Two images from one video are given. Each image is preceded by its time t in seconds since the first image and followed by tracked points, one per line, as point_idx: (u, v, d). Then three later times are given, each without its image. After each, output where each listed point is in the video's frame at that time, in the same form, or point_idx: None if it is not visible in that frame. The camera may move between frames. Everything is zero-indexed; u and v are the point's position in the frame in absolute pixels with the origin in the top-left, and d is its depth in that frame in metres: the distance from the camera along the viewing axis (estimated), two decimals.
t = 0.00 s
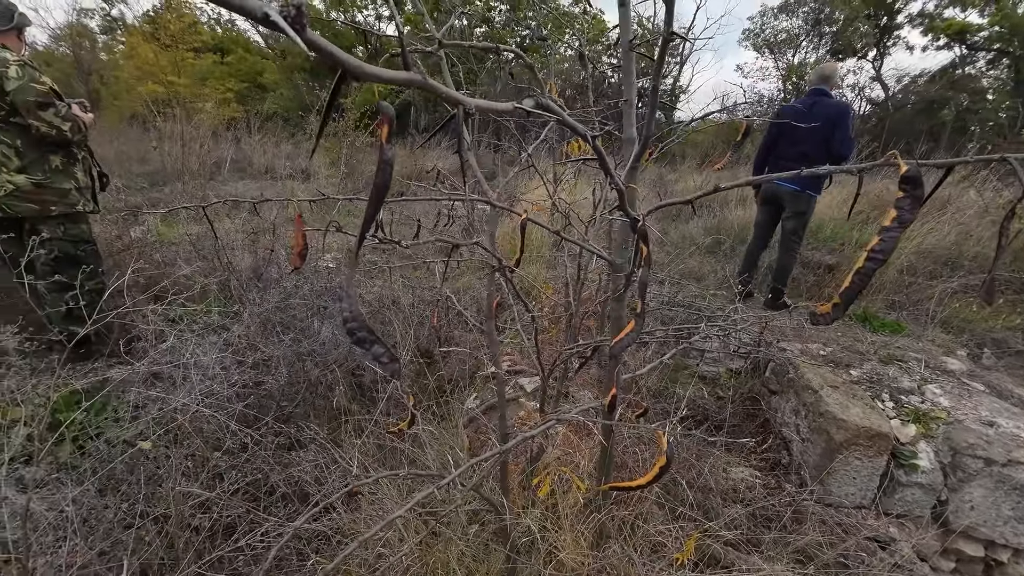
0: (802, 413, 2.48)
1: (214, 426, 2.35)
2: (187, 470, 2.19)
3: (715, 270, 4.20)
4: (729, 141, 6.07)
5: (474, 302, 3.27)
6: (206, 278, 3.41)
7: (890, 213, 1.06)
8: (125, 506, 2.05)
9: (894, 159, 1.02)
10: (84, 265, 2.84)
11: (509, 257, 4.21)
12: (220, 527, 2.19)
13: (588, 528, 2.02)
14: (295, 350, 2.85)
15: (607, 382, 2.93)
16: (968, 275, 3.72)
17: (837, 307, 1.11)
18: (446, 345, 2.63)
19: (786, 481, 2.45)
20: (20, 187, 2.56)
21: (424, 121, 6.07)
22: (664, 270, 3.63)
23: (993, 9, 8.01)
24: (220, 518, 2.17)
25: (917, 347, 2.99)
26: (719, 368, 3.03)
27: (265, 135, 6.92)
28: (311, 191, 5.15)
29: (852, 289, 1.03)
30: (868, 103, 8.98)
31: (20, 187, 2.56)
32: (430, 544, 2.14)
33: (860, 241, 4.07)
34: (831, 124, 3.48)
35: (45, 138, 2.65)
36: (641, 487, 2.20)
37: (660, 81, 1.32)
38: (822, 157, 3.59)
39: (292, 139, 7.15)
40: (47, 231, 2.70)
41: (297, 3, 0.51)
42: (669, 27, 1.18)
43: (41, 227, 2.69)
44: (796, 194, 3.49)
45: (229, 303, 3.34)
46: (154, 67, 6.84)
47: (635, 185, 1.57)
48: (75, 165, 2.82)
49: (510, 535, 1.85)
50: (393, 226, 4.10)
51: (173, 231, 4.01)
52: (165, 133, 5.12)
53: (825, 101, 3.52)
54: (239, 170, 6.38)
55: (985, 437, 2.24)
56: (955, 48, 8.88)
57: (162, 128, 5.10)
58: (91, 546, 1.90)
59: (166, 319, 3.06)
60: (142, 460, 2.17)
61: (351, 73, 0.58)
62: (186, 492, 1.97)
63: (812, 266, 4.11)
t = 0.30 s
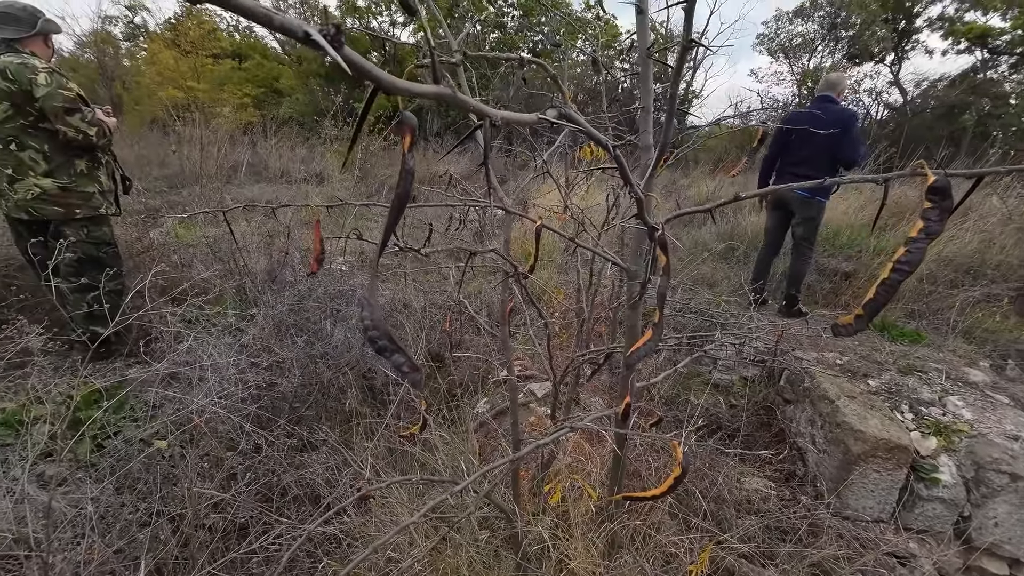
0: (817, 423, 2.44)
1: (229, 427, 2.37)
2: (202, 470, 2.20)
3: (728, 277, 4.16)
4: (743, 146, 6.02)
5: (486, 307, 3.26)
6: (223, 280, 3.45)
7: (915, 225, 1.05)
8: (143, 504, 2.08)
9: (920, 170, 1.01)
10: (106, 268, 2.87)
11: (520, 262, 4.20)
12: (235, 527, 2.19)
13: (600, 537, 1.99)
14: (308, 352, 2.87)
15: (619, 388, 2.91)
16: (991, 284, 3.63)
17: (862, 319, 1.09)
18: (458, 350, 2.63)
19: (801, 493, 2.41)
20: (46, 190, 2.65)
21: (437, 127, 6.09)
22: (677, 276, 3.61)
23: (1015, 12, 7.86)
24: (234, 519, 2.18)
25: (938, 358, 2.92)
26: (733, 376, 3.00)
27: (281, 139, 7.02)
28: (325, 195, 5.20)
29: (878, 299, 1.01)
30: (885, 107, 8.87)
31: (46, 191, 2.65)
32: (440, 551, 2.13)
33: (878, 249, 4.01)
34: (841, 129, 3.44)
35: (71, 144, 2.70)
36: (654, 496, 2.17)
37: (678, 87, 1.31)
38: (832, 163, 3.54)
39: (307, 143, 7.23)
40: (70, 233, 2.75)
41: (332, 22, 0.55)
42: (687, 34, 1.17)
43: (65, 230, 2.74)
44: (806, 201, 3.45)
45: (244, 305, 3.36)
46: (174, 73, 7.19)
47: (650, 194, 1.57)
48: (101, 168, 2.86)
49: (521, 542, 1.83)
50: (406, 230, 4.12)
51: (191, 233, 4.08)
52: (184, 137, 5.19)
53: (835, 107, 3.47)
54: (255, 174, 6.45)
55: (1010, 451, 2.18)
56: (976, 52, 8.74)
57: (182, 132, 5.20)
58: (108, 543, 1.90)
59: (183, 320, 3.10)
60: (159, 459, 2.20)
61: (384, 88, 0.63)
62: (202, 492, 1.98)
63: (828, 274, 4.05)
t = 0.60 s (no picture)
0: (826, 430, 2.41)
1: (236, 429, 2.36)
2: (210, 472, 2.19)
3: (736, 281, 4.15)
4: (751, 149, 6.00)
5: (491, 311, 3.25)
6: (231, 282, 3.46)
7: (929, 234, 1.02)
8: (150, 504, 2.08)
9: (934, 177, 0.98)
10: (119, 271, 2.89)
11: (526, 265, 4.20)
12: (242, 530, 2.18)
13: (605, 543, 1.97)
14: (315, 355, 2.87)
15: (624, 392, 2.91)
16: (1004, 291, 3.59)
17: (873, 328, 1.06)
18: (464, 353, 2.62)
19: (810, 501, 2.38)
20: (58, 195, 2.67)
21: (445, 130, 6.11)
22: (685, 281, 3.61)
23: None
24: (241, 522, 2.16)
25: (949, 365, 2.89)
26: (740, 382, 2.98)
27: (289, 141, 7.06)
28: (332, 197, 5.23)
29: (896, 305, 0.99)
30: (895, 111, 8.81)
31: (58, 195, 2.67)
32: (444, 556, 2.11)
33: (887, 255, 3.99)
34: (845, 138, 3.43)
35: (83, 149, 2.72)
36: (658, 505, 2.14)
37: (686, 91, 1.29)
38: (839, 171, 3.53)
39: (315, 146, 7.28)
40: (81, 236, 2.77)
41: (352, 44, 0.53)
42: (696, 40, 1.16)
43: (76, 233, 2.76)
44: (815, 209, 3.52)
45: (252, 307, 3.39)
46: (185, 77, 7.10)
47: (659, 201, 1.56)
48: (113, 172, 2.87)
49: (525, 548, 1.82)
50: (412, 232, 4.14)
51: (201, 236, 4.11)
52: (195, 141, 5.24)
53: (840, 115, 3.46)
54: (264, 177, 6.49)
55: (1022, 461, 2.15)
56: (988, 56, 8.65)
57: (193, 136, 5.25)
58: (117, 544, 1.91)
59: (193, 322, 3.13)
60: (167, 460, 2.18)
61: (399, 108, 0.58)
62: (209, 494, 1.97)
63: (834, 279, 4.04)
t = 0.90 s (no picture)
0: (829, 436, 2.39)
1: (239, 431, 2.35)
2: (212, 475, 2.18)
3: (739, 285, 4.14)
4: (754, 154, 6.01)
5: (494, 315, 3.25)
6: (234, 285, 3.46)
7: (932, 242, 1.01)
8: (151, 506, 2.06)
9: (936, 188, 0.96)
10: (120, 273, 2.90)
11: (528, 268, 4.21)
12: (244, 533, 2.16)
13: (606, 549, 1.96)
14: (318, 358, 2.88)
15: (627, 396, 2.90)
16: (1009, 296, 3.56)
17: (875, 336, 1.05)
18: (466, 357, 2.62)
19: (813, 507, 2.36)
20: (54, 199, 2.70)
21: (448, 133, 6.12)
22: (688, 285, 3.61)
23: None
24: (242, 525, 2.15)
25: (953, 371, 2.87)
26: (742, 387, 2.97)
27: (293, 144, 7.09)
28: (336, 200, 5.25)
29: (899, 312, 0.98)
30: (898, 115, 8.80)
31: (53, 200, 2.69)
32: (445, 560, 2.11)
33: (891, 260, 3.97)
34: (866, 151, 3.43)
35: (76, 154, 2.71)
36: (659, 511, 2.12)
37: (689, 99, 1.29)
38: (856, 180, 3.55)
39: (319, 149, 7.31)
40: (79, 239, 2.77)
41: (361, 64, 0.51)
42: (698, 49, 1.17)
43: (74, 236, 2.76)
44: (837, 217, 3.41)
45: (256, 309, 3.40)
46: (191, 80, 7.27)
47: (660, 208, 1.55)
48: (109, 176, 2.89)
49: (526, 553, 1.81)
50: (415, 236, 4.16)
51: (205, 238, 4.13)
52: (200, 144, 5.28)
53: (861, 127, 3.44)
54: (268, 179, 6.51)
55: None
56: (992, 60, 8.63)
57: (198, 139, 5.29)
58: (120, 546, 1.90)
59: (197, 324, 3.14)
60: (169, 463, 2.17)
61: (403, 123, 0.57)
62: (211, 497, 1.97)
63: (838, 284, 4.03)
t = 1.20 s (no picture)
0: (825, 438, 2.40)
1: (235, 435, 2.33)
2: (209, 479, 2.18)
3: (736, 288, 4.15)
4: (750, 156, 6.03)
5: (491, 317, 3.25)
6: (230, 288, 3.45)
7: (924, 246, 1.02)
8: (147, 510, 2.06)
9: (928, 193, 0.97)
10: (99, 271, 2.91)
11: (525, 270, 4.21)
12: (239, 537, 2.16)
13: (604, 552, 1.96)
14: (314, 361, 2.87)
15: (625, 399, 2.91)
16: (1002, 298, 3.59)
17: (868, 340, 1.06)
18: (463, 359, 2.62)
19: (809, 509, 2.37)
20: (22, 197, 2.66)
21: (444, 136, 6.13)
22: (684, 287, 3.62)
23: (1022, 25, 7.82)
24: (239, 529, 2.15)
25: (947, 372, 2.89)
26: (739, 389, 2.98)
27: (290, 147, 7.09)
28: (332, 203, 5.25)
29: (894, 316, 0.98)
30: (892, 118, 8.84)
31: (22, 198, 2.65)
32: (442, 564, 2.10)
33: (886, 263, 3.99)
34: (883, 159, 3.50)
35: (44, 152, 2.66)
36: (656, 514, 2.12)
37: (685, 101, 1.29)
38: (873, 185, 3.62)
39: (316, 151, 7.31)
40: (52, 240, 2.76)
41: (359, 75, 0.51)
42: (693, 53, 1.17)
43: (47, 237, 2.75)
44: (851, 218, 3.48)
45: (252, 312, 3.39)
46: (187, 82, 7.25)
47: (657, 212, 1.56)
48: (84, 176, 2.83)
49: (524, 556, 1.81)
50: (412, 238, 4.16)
51: (201, 241, 4.12)
52: (196, 147, 5.28)
53: (880, 134, 3.51)
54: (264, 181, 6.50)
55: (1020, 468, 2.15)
56: (985, 64, 8.68)
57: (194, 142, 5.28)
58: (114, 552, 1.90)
59: (192, 327, 3.13)
60: (165, 466, 2.16)
61: (401, 134, 0.57)
62: (208, 502, 1.94)
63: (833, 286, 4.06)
